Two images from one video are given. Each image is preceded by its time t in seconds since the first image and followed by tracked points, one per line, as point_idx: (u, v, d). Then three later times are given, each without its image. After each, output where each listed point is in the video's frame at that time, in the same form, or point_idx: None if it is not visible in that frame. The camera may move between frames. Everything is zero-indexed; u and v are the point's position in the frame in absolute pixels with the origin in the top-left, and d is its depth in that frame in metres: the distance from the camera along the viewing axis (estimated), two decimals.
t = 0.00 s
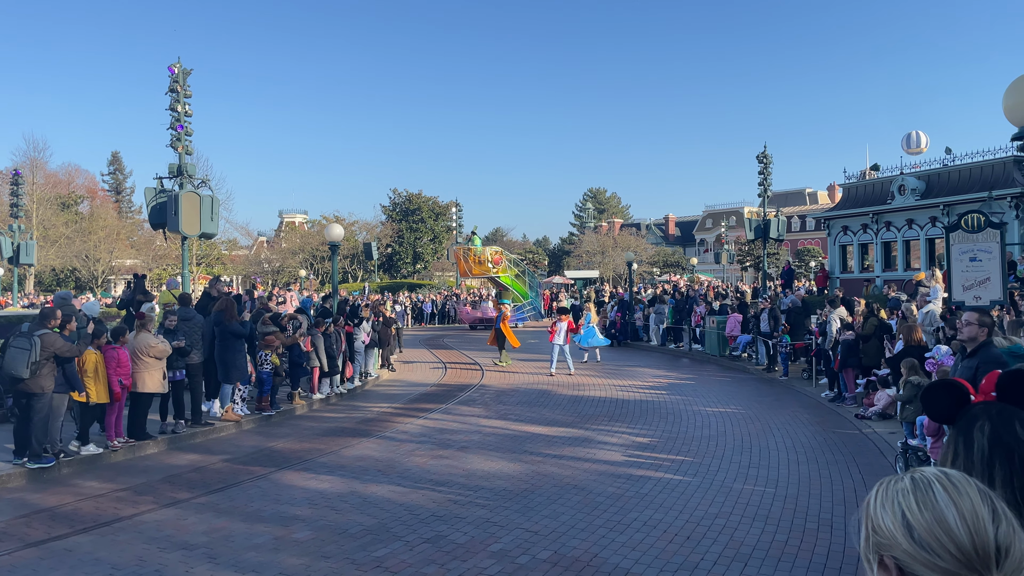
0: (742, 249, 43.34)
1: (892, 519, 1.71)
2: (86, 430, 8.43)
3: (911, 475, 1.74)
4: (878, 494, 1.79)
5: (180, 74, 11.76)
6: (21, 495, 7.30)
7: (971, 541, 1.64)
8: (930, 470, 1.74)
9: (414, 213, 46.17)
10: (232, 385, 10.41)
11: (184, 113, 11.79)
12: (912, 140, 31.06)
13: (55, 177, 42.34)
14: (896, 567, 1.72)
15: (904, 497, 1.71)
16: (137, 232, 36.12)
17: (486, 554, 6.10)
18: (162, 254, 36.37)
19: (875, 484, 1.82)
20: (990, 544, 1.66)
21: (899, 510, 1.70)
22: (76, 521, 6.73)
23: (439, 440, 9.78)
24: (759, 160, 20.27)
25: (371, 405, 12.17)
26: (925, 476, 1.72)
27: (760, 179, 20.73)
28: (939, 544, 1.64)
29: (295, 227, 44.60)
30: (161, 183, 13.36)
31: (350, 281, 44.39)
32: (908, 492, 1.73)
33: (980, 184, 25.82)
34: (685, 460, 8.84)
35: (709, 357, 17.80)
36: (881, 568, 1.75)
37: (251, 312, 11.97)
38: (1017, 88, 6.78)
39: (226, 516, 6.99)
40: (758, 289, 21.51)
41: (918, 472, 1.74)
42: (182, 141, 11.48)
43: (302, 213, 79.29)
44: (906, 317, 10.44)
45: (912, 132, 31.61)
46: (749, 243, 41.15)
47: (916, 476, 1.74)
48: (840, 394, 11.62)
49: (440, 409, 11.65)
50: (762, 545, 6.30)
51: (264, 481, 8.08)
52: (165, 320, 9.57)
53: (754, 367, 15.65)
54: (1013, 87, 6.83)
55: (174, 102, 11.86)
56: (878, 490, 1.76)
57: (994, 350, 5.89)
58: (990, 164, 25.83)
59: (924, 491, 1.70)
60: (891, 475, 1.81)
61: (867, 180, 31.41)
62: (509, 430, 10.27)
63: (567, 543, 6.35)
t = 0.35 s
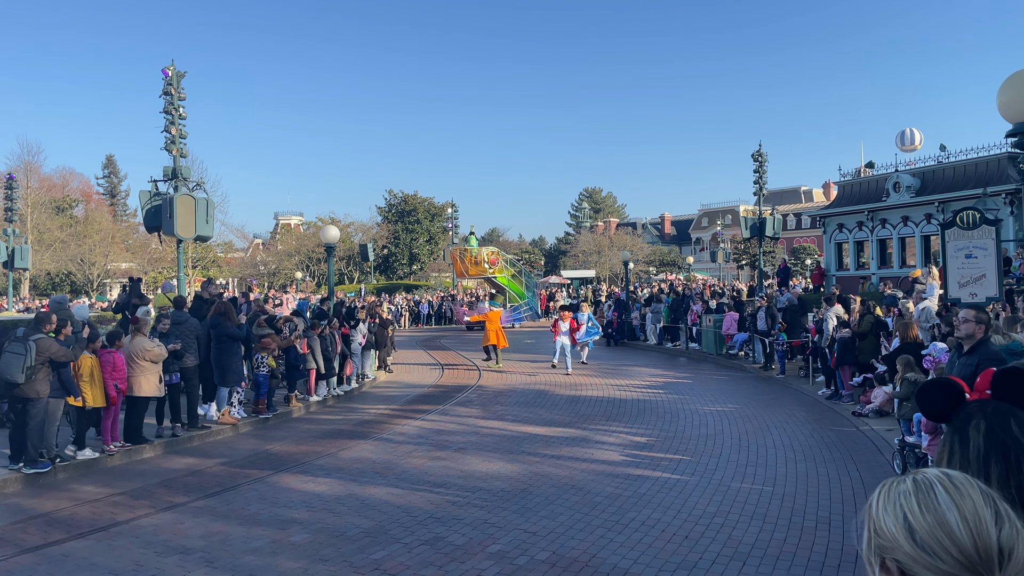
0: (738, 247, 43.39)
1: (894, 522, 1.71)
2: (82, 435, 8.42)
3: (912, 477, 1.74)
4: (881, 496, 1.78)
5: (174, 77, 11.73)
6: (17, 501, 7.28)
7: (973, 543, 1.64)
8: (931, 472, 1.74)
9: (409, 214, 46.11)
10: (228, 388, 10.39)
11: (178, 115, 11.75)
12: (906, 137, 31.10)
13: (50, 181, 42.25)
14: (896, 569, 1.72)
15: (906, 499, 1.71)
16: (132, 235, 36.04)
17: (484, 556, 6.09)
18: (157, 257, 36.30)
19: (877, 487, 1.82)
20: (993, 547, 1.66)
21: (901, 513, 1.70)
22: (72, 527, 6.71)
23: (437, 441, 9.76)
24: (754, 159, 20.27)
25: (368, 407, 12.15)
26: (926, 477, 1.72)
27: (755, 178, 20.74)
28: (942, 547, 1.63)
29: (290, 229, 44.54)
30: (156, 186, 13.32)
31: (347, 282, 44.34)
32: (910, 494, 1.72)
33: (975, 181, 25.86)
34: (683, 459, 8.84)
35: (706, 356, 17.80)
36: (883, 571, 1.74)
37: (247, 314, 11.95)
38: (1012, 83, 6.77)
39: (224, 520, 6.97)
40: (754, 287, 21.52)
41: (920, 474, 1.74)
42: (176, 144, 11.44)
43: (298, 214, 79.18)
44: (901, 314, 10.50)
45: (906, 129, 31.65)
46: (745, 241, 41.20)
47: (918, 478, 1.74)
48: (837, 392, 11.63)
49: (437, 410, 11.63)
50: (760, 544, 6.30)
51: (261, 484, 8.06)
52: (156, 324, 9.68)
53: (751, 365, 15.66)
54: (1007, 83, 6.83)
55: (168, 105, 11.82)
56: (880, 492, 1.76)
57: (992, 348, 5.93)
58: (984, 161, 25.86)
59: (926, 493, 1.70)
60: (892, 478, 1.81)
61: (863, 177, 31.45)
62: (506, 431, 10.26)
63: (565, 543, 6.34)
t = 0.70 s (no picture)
0: (735, 245, 43.43)
1: (897, 524, 1.69)
2: (79, 438, 8.42)
3: (917, 479, 1.73)
4: (884, 497, 1.77)
5: (168, 79, 11.71)
6: (14, 506, 7.26)
7: (976, 548, 1.63)
8: (933, 475, 1.74)
9: (405, 214, 46.11)
10: (225, 391, 10.38)
11: (173, 117, 11.73)
12: (901, 134, 31.14)
13: (45, 184, 42.22)
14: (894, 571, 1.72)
15: (910, 501, 1.70)
16: (128, 238, 35.99)
17: (483, 556, 6.09)
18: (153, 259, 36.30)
19: (878, 488, 1.81)
20: (996, 550, 1.65)
21: (904, 515, 1.69)
22: (69, 531, 6.70)
23: (434, 442, 9.76)
24: (750, 157, 20.26)
25: (366, 408, 12.14)
26: (930, 480, 1.71)
27: (751, 176, 20.74)
28: (944, 551, 1.62)
29: (287, 231, 44.53)
30: (151, 188, 13.30)
31: (343, 283, 44.33)
32: (913, 496, 1.71)
33: (969, 177, 25.90)
34: (681, 458, 8.85)
35: (703, 354, 17.81)
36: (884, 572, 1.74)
37: (243, 316, 11.95)
38: (1006, 79, 6.76)
39: (221, 523, 6.97)
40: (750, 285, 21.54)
41: (924, 477, 1.73)
42: (171, 146, 11.42)
43: (295, 215, 79.14)
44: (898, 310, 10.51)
45: (901, 126, 31.69)
46: (741, 239, 41.24)
47: (921, 479, 1.73)
48: (834, 389, 11.63)
49: (434, 410, 11.63)
50: (759, 542, 6.30)
51: (259, 487, 8.06)
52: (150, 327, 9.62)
53: (748, 363, 15.66)
54: (1001, 79, 6.82)
55: (162, 107, 11.80)
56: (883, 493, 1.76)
57: (989, 344, 5.92)
58: (979, 157, 25.89)
59: (930, 497, 1.69)
60: (894, 479, 1.80)
61: (858, 174, 31.48)
62: (504, 430, 10.26)
63: (564, 543, 6.35)
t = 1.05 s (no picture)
0: (730, 243, 43.49)
1: (889, 531, 1.68)
2: (75, 441, 8.42)
3: (909, 485, 1.71)
4: (875, 501, 1.76)
5: (163, 80, 11.68)
6: (10, 510, 7.26)
7: (966, 556, 1.62)
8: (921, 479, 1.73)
9: (401, 214, 46.09)
10: (221, 394, 10.41)
11: (168, 119, 11.71)
12: (895, 131, 31.16)
13: (40, 186, 42.18)
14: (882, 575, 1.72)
15: (902, 507, 1.69)
16: (124, 240, 35.95)
17: (480, 558, 6.10)
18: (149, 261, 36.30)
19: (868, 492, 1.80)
20: (988, 558, 1.64)
21: (895, 522, 1.68)
22: (65, 535, 6.70)
23: (431, 443, 9.76)
24: (745, 155, 20.27)
25: (362, 409, 12.16)
26: (923, 486, 1.70)
27: (746, 174, 20.75)
28: (936, 559, 1.61)
29: (283, 231, 44.51)
30: (145, 189, 13.28)
31: (339, 284, 44.32)
32: (905, 502, 1.70)
33: (964, 173, 25.92)
34: (678, 457, 8.86)
35: (699, 352, 17.84)
36: None
37: (239, 319, 11.96)
38: (999, 78, 6.77)
39: (218, 526, 6.97)
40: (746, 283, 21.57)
41: (917, 483, 1.71)
42: (166, 148, 11.41)
43: (292, 216, 79.08)
44: (893, 308, 10.58)
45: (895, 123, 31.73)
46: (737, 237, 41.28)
47: (909, 484, 1.73)
48: (830, 387, 11.66)
49: (431, 411, 11.64)
50: (755, 541, 6.30)
51: (256, 489, 8.06)
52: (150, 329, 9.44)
53: (745, 361, 15.68)
54: (994, 78, 6.83)
55: (157, 108, 11.78)
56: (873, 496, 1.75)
57: (982, 341, 5.94)
58: (973, 153, 25.90)
59: (922, 502, 1.67)
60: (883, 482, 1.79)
61: (853, 172, 31.52)
62: (500, 431, 10.27)
63: (561, 544, 6.36)
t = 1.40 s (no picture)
0: (726, 242, 43.57)
1: (887, 526, 1.67)
2: (70, 442, 8.38)
3: (906, 480, 1.70)
4: (871, 496, 1.75)
5: (157, 79, 11.63)
6: (4, 512, 7.23)
7: (965, 549, 1.62)
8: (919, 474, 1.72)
9: (397, 214, 46.02)
10: (217, 394, 10.36)
11: (162, 119, 11.66)
12: (890, 129, 31.22)
13: (34, 186, 41.99)
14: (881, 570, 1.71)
15: (899, 501, 1.68)
16: (118, 239, 35.84)
17: (477, 557, 6.09)
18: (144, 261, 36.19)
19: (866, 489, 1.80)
20: (987, 550, 1.64)
21: (894, 516, 1.67)
22: (60, 536, 6.68)
23: (428, 442, 9.75)
24: (740, 153, 20.28)
25: (358, 409, 12.13)
26: (920, 481, 1.69)
27: (741, 172, 20.76)
28: (934, 552, 1.61)
29: (278, 231, 44.41)
30: (140, 189, 13.23)
31: (335, 283, 44.25)
32: (902, 497, 1.69)
33: (959, 171, 25.98)
34: (674, 455, 8.87)
35: (695, 350, 17.85)
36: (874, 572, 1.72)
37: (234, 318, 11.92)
38: (993, 76, 6.79)
39: (214, 526, 6.95)
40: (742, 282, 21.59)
41: (914, 477, 1.70)
42: (160, 148, 11.36)
43: (287, 216, 78.94)
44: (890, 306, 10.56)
45: (890, 121, 31.78)
46: (732, 236, 41.34)
47: (907, 478, 1.72)
48: (826, 385, 11.67)
49: (427, 410, 11.62)
50: (752, 539, 6.31)
51: (251, 490, 8.04)
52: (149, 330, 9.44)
53: (741, 359, 15.69)
54: (988, 76, 6.84)
55: (150, 108, 11.73)
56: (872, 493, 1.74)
57: (977, 339, 5.96)
58: (968, 151, 25.96)
59: (919, 497, 1.67)
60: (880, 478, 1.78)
61: (848, 170, 31.58)
62: (497, 430, 10.26)
63: (558, 543, 6.35)
